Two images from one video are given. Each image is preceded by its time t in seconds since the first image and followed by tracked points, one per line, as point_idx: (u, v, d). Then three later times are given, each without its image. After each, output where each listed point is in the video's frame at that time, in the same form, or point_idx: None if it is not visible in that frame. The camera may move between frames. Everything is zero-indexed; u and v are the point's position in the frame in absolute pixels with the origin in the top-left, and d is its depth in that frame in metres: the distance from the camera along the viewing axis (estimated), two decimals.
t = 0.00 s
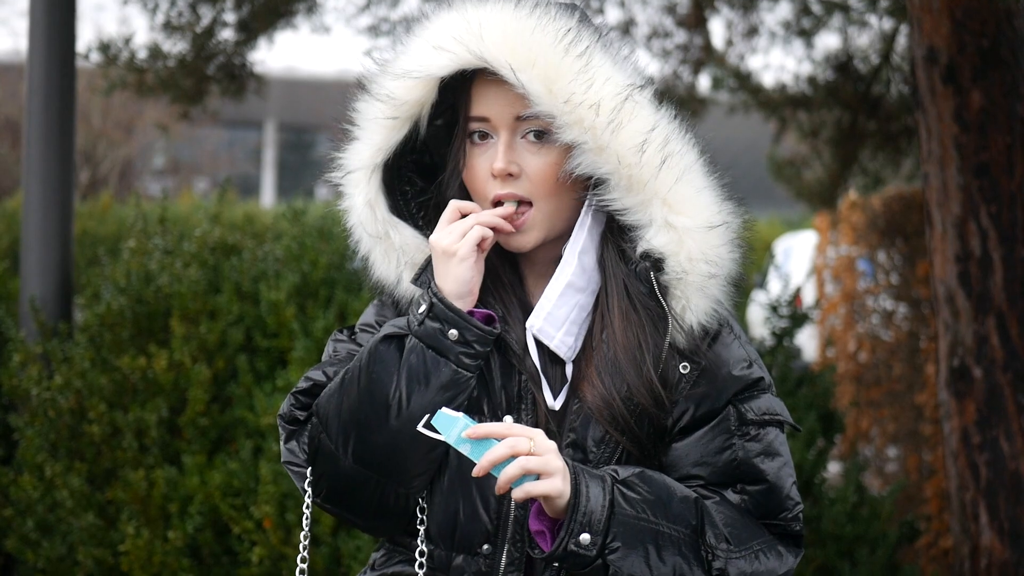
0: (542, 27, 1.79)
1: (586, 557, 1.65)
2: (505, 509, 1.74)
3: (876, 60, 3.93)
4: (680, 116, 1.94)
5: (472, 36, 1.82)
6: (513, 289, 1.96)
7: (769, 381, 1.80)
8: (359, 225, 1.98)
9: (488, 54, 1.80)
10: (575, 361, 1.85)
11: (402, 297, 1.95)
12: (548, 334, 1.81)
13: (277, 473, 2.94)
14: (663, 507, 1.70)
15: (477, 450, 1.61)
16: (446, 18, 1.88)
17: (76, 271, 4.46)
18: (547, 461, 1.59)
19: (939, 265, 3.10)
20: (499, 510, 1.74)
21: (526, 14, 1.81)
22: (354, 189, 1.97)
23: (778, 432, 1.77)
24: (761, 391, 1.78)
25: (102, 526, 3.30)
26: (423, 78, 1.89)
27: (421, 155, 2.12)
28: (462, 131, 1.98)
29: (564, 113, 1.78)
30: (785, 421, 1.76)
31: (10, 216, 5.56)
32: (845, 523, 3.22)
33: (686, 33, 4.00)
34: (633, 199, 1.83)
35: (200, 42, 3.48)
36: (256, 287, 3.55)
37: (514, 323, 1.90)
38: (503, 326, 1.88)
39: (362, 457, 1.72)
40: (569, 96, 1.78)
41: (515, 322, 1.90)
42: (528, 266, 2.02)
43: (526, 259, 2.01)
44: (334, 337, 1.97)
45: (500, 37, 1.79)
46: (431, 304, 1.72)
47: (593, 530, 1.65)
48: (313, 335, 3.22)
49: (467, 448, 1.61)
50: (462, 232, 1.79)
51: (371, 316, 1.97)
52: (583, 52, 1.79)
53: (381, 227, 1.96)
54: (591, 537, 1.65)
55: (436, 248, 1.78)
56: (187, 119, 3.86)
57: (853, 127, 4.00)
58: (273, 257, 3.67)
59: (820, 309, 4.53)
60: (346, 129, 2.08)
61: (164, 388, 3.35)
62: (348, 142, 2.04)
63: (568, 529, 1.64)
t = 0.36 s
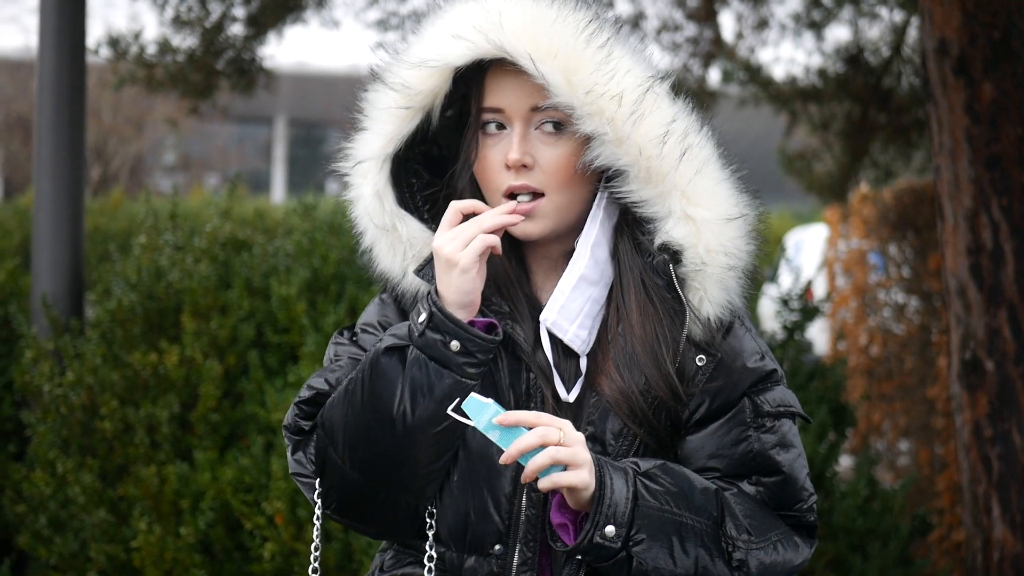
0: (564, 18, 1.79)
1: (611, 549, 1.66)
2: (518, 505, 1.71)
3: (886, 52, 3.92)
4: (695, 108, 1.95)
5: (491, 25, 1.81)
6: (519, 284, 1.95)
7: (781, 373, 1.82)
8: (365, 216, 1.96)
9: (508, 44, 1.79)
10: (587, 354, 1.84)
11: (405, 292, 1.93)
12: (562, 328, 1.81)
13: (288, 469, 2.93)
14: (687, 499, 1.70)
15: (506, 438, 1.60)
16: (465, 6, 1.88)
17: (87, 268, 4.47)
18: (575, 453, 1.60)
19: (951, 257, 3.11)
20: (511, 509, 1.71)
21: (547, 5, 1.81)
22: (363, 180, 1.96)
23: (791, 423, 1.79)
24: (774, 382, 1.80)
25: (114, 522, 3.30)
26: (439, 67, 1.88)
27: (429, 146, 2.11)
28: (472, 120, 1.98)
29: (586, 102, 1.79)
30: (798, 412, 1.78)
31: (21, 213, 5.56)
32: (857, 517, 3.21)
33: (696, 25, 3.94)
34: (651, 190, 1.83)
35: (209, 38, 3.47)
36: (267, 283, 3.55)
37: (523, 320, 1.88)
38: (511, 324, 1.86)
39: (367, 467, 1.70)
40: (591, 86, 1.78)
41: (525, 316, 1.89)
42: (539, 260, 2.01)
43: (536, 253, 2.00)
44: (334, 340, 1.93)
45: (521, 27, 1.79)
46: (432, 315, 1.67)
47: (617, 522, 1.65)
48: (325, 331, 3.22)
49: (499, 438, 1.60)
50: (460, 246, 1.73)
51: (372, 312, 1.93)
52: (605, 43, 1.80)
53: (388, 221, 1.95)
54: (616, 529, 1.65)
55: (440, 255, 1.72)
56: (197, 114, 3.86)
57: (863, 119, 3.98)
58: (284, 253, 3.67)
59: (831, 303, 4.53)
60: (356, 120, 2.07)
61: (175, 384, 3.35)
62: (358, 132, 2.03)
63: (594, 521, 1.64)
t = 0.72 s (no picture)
0: (590, 18, 1.82)
1: (607, 546, 1.65)
2: (488, 533, 1.73)
3: (887, 54, 3.92)
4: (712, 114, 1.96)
5: (517, 20, 1.81)
6: (511, 292, 1.93)
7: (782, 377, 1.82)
8: (367, 217, 1.97)
9: (533, 39, 1.79)
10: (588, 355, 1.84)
11: (397, 303, 1.94)
12: (564, 329, 1.82)
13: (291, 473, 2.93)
14: (685, 498, 1.70)
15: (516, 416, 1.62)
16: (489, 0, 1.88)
17: (89, 274, 4.47)
18: (579, 446, 1.61)
19: (952, 258, 3.10)
20: (481, 537, 1.74)
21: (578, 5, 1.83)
22: (375, 177, 1.96)
23: (792, 426, 1.79)
24: (775, 386, 1.80)
25: (117, 528, 3.31)
26: (462, 61, 1.87)
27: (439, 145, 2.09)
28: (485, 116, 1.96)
29: (608, 101, 1.80)
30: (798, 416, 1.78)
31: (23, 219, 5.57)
32: (860, 519, 3.21)
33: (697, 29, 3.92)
34: (667, 192, 1.85)
35: (209, 42, 3.47)
36: (269, 288, 3.54)
37: (502, 333, 1.86)
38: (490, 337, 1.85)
39: (336, 543, 1.75)
40: (617, 84, 1.80)
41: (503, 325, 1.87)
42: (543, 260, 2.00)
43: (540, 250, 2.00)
44: (325, 364, 1.97)
45: (551, 22, 1.80)
46: (374, 432, 1.67)
47: (615, 519, 1.65)
48: (327, 335, 3.22)
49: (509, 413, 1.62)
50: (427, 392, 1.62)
51: (361, 331, 1.96)
52: (630, 44, 1.82)
53: (388, 226, 1.95)
54: (613, 525, 1.65)
55: (426, 371, 1.65)
56: (197, 119, 3.86)
57: (864, 121, 3.98)
58: (285, 258, 3.67)
59: (833, 305, 4.53)
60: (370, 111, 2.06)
61: (177, 390, 3.35)
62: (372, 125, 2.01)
63: (591, 517, 1.65)
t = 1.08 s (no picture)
0: (598, 23, 1.82)
1: (608, 553, 1.65)
2: (487, 544, 1.74)
3: (886, 57, 3.92)
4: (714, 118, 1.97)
5: (524, 23, 1.81)
6: (511, 297, 1.93)
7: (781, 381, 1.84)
8: (371, 221, 1.96)
9: (540, 42, 1.79)
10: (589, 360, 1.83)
11: (397, 309, 1.93)
12: (573, 331, 1.80)
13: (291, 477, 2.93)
14: (684, 504, 1.70)
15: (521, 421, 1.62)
16: (496, 4, 1.87)
17: (89, 280, 4.47)
18: (577, 454, 1.61)
19: (951, 261, 3.10)
20: (480, 546, 1.74)
21: (585, 9, 1.83)
22: (378, 182, 1.95)
23: (791, 429, 1.80)
24: (774, 390, 1.82)
25: (117, 534, 3.31)
26: (467, 65, 1.86)
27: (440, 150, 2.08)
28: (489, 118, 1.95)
29: (615, 104, 1.80)
30: (798, 419, 1.80)
31: (24, 225, 5.58)
32: (860, 522, 3.21)
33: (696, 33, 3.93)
34: (671, 196, 1.85)
35: (209, 48, 3.48)
36: (269, 293, 3.53)
37: (503, 342, 1.85)
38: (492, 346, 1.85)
39: (342, 558, 1.75)
40: (623, 89, 1.80)
41: (504, 331, 1.86)
42: (540, 267, 2.01)
43: (539, 256, 2.00)
44: (322, 369, 1.96)
45: (558, 26, 1.80)
46: (400, 461, 1.67)
47: (614, 526, 1.66)
48: (327, 341, 3.22)
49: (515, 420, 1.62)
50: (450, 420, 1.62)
51: (357, 334, 1.95)
52: (637, 49, 1.83)
53: (390, 232, 1.94)
54: (613, 532, 1.65)
55: (437, 398, 1.63)
56: (197, 125, 3.86)
57: (863, 125, 3.98)
58: (285, 263, 3.66)
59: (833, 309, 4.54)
60: (374, 112, 2.05)
61: (177, 395, 3.35)
62: (376, 127, 2.00)
63: (590, 525, 1.65)
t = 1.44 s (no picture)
0: (609, 43, 1.82)
1: (616, 570, 1.64)
2: (494, 560, 1.74)
3: (885, 70, 3.93)
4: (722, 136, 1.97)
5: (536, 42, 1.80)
6: (514, 312, 1.93)
7: (782, 396, 1.84)
8: (375, 238, 1.95)
9: (552, 61, 1.78)
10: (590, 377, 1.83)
11: (400, 325, 1.93)
12: (576, 347, 1.80)
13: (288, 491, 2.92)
14: (690, 520, 1.69)
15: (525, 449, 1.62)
16: (506, 23, 1.87)
17: (89, 293, 4.48)
18: (577, 481, 1.60)
19: (949, 275, 3.08)
20: (488, 563, 1.74)
21: (597, 29, 1.83)
22: (383, 199, 1.94)
23: (792, 444, 1.81)
24: (775, 405, 1.82)
25: (115, 548, 3.30)
26: (478, 83, 1.85)
27: (445, 166, 2.08)
28: (495, 133, 1.94)
29: (627, 124, 1.80)
30: (798, 433, 1.80)
31: (25, 238, 5.59)
32: (859, 537, 3.20)
33: (695, 46, 3.93)
34: (679, 215, 1.84)
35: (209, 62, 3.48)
36: (267, 306, 3.53)
37: (509, 359, 1.83)
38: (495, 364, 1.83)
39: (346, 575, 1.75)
40: (636, 108, 1.80)
41: (508, 347, 1.85)
42: (542, 280, 2.01)
43: (540, 271, 2.00)
44: (319, 385, 1.96)
45: (571, 45, 1.79)
46: (414, 483, 1.66)
47: (622, 542, 1.64)
48: (325, 355, 3.21)
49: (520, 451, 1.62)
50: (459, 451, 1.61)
51: (356, 349, 1.94)
52: (648, 69, 1.83)
53: (393, 248, 1.92)
54: (621, 549, 1.64)
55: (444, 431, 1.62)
56: (197, 138, 3.86)
57: (862, 137, 3.98)
58: (284, 276, 3.66)
59: (833, 322, 4.54)
60: (378, 128, 2.03)
61: (176, 409, 3.34)
62: (380, 143, 1.99)
63: (598, 543, 1.63)
